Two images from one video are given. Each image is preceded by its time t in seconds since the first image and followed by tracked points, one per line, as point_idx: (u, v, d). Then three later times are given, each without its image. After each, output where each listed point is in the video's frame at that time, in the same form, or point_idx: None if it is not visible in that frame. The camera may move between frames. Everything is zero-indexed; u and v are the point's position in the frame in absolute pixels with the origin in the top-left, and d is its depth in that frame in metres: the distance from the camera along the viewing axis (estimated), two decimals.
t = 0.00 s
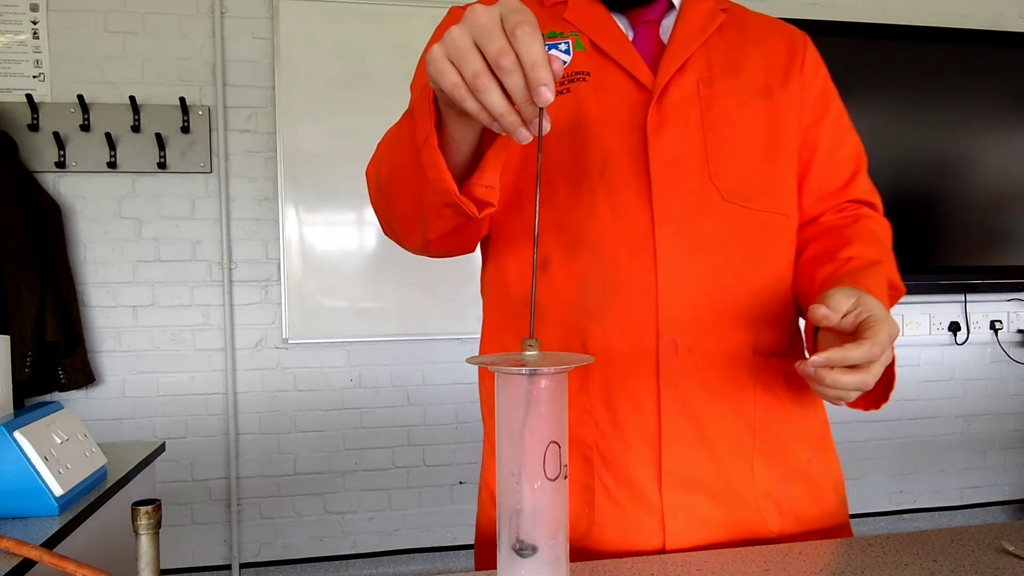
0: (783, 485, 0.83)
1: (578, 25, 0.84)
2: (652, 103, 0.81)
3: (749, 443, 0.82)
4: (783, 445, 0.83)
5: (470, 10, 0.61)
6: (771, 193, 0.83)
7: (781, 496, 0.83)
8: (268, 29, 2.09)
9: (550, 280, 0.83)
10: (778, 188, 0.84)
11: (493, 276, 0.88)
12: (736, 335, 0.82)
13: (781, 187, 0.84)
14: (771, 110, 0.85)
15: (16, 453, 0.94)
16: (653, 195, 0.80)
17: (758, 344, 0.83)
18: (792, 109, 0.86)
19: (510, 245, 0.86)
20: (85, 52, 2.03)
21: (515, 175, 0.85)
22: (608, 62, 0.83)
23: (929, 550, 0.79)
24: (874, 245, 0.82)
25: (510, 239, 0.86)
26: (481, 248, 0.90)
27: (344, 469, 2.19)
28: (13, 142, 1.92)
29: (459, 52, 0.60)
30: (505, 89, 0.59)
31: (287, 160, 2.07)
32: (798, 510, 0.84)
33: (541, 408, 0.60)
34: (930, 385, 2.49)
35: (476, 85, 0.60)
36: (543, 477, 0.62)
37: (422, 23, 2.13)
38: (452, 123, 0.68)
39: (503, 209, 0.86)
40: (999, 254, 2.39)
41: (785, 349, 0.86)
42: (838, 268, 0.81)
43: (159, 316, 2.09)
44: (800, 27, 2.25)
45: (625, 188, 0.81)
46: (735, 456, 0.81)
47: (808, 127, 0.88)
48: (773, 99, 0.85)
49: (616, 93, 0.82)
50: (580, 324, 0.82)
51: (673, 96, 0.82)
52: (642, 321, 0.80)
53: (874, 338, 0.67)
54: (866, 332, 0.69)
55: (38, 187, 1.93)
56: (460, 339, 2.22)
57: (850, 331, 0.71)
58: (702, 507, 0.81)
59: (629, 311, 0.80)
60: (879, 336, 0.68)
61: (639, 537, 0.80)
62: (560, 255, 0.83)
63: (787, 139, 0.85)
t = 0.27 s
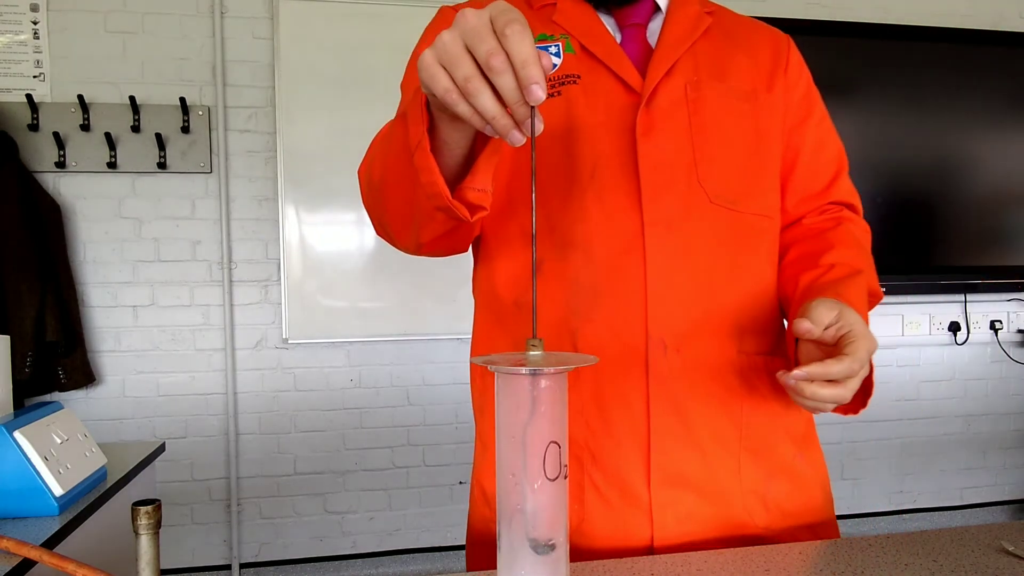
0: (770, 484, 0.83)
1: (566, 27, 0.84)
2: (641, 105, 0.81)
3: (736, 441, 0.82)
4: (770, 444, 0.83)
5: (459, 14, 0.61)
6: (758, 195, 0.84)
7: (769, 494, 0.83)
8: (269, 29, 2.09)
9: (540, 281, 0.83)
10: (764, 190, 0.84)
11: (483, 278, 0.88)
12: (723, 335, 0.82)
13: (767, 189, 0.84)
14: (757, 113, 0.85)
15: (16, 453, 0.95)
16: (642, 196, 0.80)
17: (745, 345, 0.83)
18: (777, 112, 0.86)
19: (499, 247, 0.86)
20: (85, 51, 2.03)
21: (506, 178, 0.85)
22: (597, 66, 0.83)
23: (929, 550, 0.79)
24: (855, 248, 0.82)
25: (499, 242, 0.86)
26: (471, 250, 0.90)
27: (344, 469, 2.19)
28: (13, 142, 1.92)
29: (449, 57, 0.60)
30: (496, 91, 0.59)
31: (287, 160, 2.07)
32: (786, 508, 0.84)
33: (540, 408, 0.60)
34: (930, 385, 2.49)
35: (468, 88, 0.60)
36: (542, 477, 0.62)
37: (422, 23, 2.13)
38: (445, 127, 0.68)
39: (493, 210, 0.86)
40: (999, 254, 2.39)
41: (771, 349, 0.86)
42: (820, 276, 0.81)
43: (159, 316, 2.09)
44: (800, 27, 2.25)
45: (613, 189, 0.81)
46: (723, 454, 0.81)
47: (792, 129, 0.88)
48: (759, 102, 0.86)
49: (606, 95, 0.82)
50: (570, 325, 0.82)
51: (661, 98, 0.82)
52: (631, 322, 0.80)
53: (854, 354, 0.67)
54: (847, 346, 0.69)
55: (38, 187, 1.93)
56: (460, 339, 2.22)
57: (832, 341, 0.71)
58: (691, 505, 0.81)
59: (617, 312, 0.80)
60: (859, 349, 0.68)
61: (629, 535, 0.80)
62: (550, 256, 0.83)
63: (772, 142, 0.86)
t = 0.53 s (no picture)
0: (769, 482, 0.83)
1: (563, 30, 0.84)
2: (637, 105, 0.81)
3: (734, 439, 0.82)
4: (768, 442, 0.83)
5: (463, 17, 0.61)
6: (755, 195, 0.84)
7: (768, 491, 0.83)
8: (268, 29, 2.09)
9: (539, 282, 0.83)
10: (760, 190, 0.84)
11: (482, 279, 0.88)
12: (722, 334, 0.82)
13: (765, 188, 0.84)
14: (752, 113, 0.85)
15: (16, 453, 0.95)
16: (640, 196, 0.80)
17: (744, 344, 0.83)
18: (772, 113, 0.86)
19: (498, 248, 0.86)
20: (85, 51, 2.03)
21: (503, 180, 0.85)
22: (594, 67, 0.83)
23: (929, 550, 0.79)
24: (848, 247, 0.83)
25: (498, 243, 0.86)
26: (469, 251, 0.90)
27: (344, 469, 2.19)
28: (13, 142, 1.92)
29: (453, 59, 0.60)
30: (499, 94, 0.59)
31: (287, 160, 2.07)
32: (786, 506, 0.84)
33: (541, 408, 0.60)
34: (930, 385, 2.49)
35: (471, 90, 0.60)
36: (542, 477, 0.62)
37: (422, 23, 2.13)
38: (445, 128, 0.68)
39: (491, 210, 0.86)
40: (999, 254, 2.39)
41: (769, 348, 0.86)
42: (814, 271, 0.81)
43: (159, 316, 2.09)
44: (800, 27, 2.25)
45: (610, 189, 0.81)
46: (721, 453, 0.81)
47: (787, 129, 0.88)
48: (754, 102, 0.86)
49: (603, 96, 0.82)
50: (570, 325, 0.82)
51: (657, 99, 0.82)
52: (629, 322, 0.80)
53: (845, 347, 0.68)
54: (840, 338, 0.69)
55: (38, 187, 1.93)
56: (460, 339, 2.22)
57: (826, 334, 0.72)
58: (691, 503, 0.81)
59: (616, 312, 0.80)
60: (851, 340, 0.69)
61: (630, 534, 0.80)
62: (549, 256, 0.83)
63: (769, 142, 0.86)
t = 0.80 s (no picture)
0: (773, 483, 0.83)
1: (568, 29, 0.84)
2: (642, 105, 0.81)
3: (739, 439, 0.82)
4: (772, 441, 0.83)
5: (472, 19, 0.61)
6: (759, 195, 0.84)
7: (771, 491, 0.83)
8: (268, 29, 2.09)
9: (543, 282, 0.83)
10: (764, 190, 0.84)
11: (486, 280, 0.88)
12: (726, 333, 0.82)
13: (770, 188, 0.84)
14: (757, 113, 0.85)
15: (16, 452, 0.95)
16: (644, 195, 0.80)
17: (748, 344, 0.83)
18: (777, 113, 0.87)
19: (502, 248, 0.86)
20: (86, 51, 2.03)
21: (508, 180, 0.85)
22: (599, 67, 0.83)
23: (929, 550, 0.79)
24: (855, 247, 0.83)
25: (502, 243, 0.86)
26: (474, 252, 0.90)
27: (344, 469, 2.19)
28: (13, 142, 1.92)
29: (461, 62, 0.60)
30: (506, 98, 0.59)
31: (287, 160, 2.07)
32: (789, 507, 0.84)
33: (541, 408, 0.60)
34: (930, 385, 2.49)
35: (478, 94, 0.59)
36: (542, 477, 0.62)
37: (422, 23, 2.13)
38: (453, 131, 0.68)
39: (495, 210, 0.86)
40: (999, 254, 2.39)
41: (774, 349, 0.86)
42: (820, 269, 0.81)
43: (159, 316, 2.09)
44: (800, 27, 2.25)
45: (614, 188, 0.81)
46: (725, 453, 0.81)
47: (793, 129, 0.88)
48: (759, 102, 0.86)
49: (608, 96, 0.82)
50: (574, 324, 0.82)
51: (662, 98, 0.82)
52: (633, 322, 0.80)
53: (851, 341, 0.68)
54: (846, 333, 0.70)
55: (38, 187, 1.93)
56: (460, 339, 2.22)
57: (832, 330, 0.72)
58: (694, 503, 0.81)
59: (620, 312, 0.80)
60: (856, 335, 0.69)
61: (632, 534, 0.80)
62: (553, 256, 0.83)
63: (774, 142, 0.86)
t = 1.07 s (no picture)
0: (779, 486, 0.83)
1: (578, 28, 0.84)
2: (651, 104, 0.81)
3: (745, 441, 0.82)
4: (779, 443, 0.83)
5: (468, 14, 0.61)
6: (768, 195, 0.83)
7: (777, 494, 0.83)
8: (269, 29, 2.09)
9: (549, 282, 0.83)
10: (774, 191, 0.84)
11: (493, 279, 0.88)
12: (733, 334, 0.82)
13: (780, 188, 0.84)
14: (768, 113, 0.85)
15: (16, 452, 0.95)
16: (652, 196, 0.80)
17: (756, 345, 0.83)
18: (789, 112, 0.86)
19: (509, 248, 0.86)
20: (86, 51, 2.03)
21: (516, 180, 0.85)
22: (609, 66, 0.83)
23: (929, 550, 0.79)
24: (866, 249, 0.82)
25: (509, 242, 0.86)
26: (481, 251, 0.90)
27: (344, 469, 2.19)
28: (13, 142, 1.92)
29: (456, 56, 0.60)
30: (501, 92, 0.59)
31: (287, 160, 2.07)
32: (795, 510, 0.84)
33: (541, 408, 0.60)
34: (930, 385, 2.49)
35: (473, 88, 0.60)
36: (542, 477, 0.62)
37: (422, 23, 2.13)
38: (453, 127, 0.68)
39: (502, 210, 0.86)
40: (999, 254, 2.39)
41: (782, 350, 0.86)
42: (831, 271, 0.81)
43: (159, 316, 2.09)
44: (800, 27, 2.25)
45: (621, 188, 0.81)
46: (730, 455, 0.81)
47: (805, 129, 0.88)
48: (770, 102, 0.85)
49: (617, 95, 0.82)
50: (579, 325, 0.82)
51: (672, 97, 0.82)
52: (639, 322, 0.80)
53: (855, 345, 0.68)
54: (850, 337, 0.69)
55: (37, 187, 1.93)
56: (460, 339, 2.22)
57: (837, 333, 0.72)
58: (699, 505, 0.81)
59: (626, 312, 0.80)
60: (861, 340, 0.68)
61: (635, 535, 0.80)
62: (559, 256, 0.83)
63: (785, 142, 0.85)
